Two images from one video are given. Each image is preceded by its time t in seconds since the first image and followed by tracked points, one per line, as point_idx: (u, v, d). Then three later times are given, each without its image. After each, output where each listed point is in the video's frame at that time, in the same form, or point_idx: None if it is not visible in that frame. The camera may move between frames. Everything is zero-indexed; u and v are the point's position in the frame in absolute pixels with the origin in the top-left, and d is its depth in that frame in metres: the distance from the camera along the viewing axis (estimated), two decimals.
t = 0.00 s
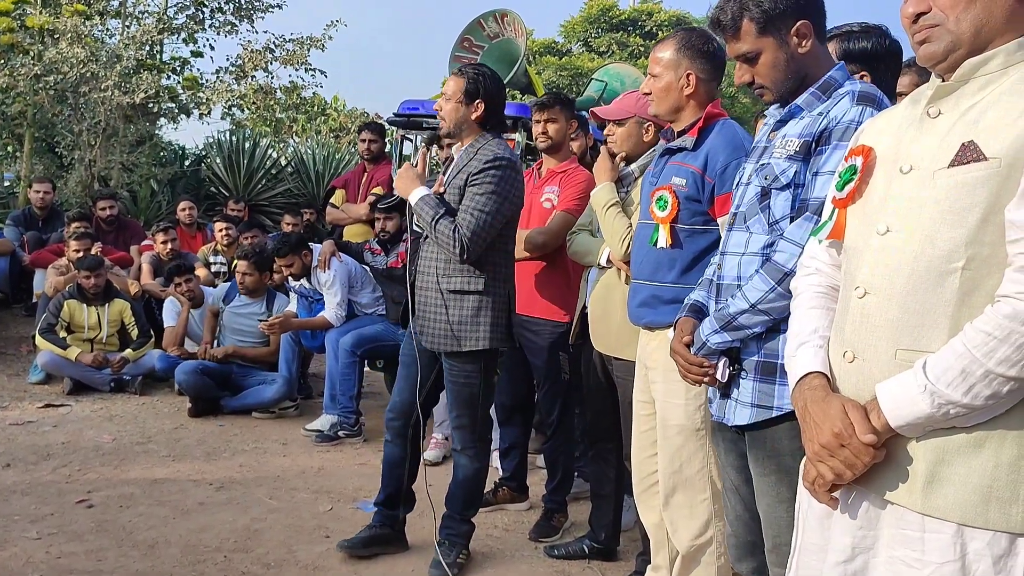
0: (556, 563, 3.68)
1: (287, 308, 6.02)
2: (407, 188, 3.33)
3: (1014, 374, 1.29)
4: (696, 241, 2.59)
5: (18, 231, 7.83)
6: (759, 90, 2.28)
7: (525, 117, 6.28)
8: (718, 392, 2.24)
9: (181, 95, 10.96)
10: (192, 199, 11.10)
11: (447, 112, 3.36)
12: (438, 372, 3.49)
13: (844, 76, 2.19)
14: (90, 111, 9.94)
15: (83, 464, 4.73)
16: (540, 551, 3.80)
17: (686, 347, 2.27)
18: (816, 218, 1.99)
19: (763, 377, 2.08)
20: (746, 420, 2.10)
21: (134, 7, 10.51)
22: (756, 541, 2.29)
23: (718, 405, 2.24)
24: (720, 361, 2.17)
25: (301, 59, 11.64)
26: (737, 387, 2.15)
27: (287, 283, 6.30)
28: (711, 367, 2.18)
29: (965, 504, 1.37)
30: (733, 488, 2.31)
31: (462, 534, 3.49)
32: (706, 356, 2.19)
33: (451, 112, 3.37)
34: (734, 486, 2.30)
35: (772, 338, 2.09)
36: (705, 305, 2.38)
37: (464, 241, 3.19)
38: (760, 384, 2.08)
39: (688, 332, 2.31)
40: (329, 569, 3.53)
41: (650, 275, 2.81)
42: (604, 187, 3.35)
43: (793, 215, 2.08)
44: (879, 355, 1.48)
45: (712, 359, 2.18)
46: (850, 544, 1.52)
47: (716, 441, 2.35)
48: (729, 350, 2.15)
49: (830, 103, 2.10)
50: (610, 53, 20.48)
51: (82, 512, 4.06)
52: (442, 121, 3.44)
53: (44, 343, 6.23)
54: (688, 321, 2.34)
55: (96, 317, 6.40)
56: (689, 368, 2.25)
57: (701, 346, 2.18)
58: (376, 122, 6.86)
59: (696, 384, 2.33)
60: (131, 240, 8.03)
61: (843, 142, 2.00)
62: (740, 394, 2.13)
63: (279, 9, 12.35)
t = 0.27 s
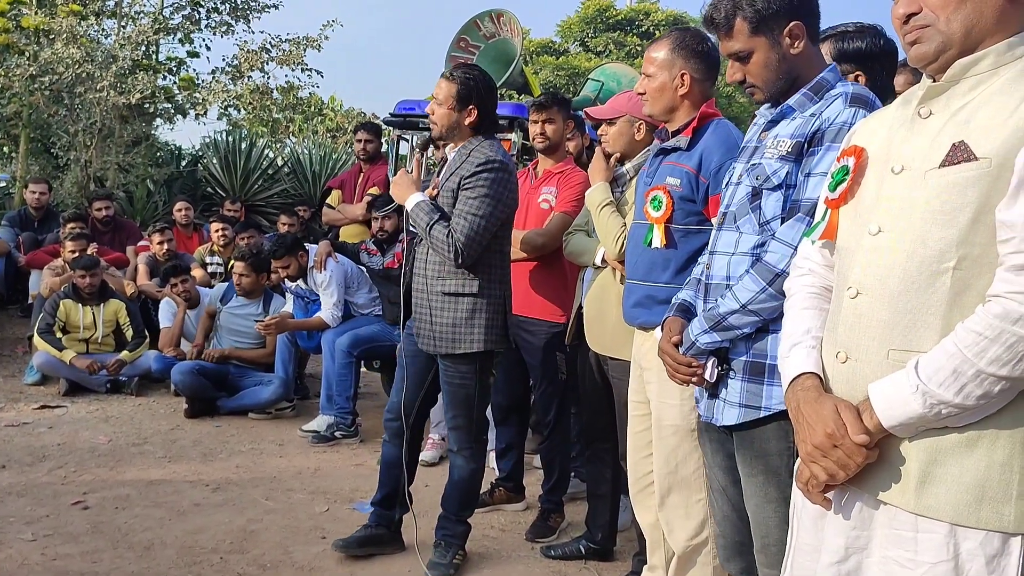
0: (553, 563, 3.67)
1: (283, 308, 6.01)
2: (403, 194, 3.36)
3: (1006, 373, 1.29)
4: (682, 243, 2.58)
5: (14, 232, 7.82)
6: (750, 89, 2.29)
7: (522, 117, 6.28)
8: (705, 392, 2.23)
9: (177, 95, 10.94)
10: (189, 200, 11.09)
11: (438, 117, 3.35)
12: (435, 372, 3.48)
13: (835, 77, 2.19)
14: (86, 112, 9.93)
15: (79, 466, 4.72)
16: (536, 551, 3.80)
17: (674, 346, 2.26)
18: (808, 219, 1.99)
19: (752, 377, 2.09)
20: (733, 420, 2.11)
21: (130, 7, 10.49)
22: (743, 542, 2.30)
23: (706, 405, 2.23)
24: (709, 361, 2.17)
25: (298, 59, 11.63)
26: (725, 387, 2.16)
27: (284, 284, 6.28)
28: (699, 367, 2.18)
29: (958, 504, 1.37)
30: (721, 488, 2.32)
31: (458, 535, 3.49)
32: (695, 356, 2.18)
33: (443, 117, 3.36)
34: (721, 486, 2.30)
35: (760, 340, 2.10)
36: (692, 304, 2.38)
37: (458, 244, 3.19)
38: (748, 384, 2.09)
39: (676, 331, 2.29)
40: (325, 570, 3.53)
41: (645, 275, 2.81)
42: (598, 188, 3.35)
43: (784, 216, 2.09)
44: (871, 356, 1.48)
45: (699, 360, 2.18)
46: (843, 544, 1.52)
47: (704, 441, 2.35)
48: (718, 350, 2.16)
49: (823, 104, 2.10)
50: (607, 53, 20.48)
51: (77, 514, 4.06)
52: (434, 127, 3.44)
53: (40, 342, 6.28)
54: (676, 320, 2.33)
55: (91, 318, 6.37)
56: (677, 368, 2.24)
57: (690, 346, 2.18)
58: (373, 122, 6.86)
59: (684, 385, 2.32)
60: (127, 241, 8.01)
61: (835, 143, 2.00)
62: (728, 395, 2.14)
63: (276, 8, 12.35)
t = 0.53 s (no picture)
0: (550, 563, 3.68)
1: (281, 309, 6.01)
2: (406, 198, 3.33)
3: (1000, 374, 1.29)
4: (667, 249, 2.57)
5: (12, 233, 7.82)
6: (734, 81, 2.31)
7: (519, 118, 6.29)
8: (694, 391, 2.24)
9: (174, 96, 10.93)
10: (187, 200, 11.09)
11: (443, 121, 3.35)
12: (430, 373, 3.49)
13: (826, 77, 2.19)
14: (84, 113, 9.92)
15: (77, 467, 4.72)
16: (534, 551, 3.81)
17: (663, 345, 2.27)
18: (801, 220, 2.00)
19: (741, 377, 2.09)
20: (721, 420, 2.12)
21: (127, 8, 10.48)
22: (736, 542, 2.31)
23: (695, 403, 2.24)
24: (699, 361, 2.18)
25: (295, 60, 11.62)
26: (715, 386, 2.16)
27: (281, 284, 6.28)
28: (688, 366, 2.19)
29: (950, 504, 1.37)
30: (712, 488, 2.32)
31: (456, 535, 3.49)
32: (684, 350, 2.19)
33: (447, 120, 3.35)
34: (714, 486, 2.30)
35: (751, 340, 2.10)
36: (681, 304, 2.38)
37: (466, 249, 3.20)
38: (737, 383, 2.10)
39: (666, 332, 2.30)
40: (322, 571, 3.53)
41: (639, 275, 2.82)
42: (594, 188, 3.35)
43: (776, 216, 2.09)
44: (864, 357, 1.48)
45: (690, 359, 2.18)
46: (837, 545, 1.52)
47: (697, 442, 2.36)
48: (708, 350, 2.16)
49: (815, 105, 2.11)
50: (605, 53, 20.48)
51: (75, 515, 4.06)
52: (436, 129, 3.42)
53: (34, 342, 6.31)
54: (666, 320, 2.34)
55: (86, 315, 6.42)
56: (666, 367, 2.24)
57: (680, 345, 2.19)
58: (370, 123, 6.86)
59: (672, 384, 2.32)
60: (125, 242, 8.00)
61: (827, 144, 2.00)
62: (718, 394, 2.15)
63: (273, 9, 12.34)
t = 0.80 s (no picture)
0: (550, 564, 3.68)
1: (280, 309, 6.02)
2: (413, 201, 3.27)
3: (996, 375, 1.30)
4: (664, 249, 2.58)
5: (10, 235, 7.82)
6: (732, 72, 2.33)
7: (518, 118, 6.30)
8: (690, 391, 2.23)
9: (173, 97, 10.93)
10: (185, 201, 11.09)
11: (453, 119, 3.34)
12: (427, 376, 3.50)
13: (823, 78, 2.19)
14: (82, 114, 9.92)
15: (76, 468, 4.72)
16: (533, 552, 3.81)
17: (658, 345, 2.27)
18: (796, 221, 2.00)
19: (736, 377, 2.09)
20: (715, 418, 2.12)
21: (126, 8, 10.48)
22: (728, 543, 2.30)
23: (690, 403, 2.24)
24: (694, 360, 2.17)
25: (293, 60, 11.62)
26: (709, 385, 2.16)
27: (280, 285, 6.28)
28: (683, 366, 2.18)
29: (946, 505, 1.37)
30: (708, 487, 2.31)
31: (455, 535, 3.49)
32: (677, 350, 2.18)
33: (458, 118, 3.35)
34: (708, 485, 2.30)
35: (744, 340, 2.10)
36: (678, 303, 2.38)
37: (480, 250, 3.22)
38: (730, 383, 2.10)
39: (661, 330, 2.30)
40: (321, 572, 3.53)
41: (637, 275, 2.82)
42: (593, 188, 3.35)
43: (769, 216, 2.10)
44: (860, 358, 1.48)
45: (684, 359, 2.18)
46: (834, 546, 1.53)
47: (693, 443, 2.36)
48: (703, 349, 2.16)
49: (810, 105, 2.11)
50: (604, 53, 20.50)
51: (74, 516, 4.06)
52: (441, 128, 3.40)
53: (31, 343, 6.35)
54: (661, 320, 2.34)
55: (83, 312, 6.50)
56: (661, 366, 2.24)
57: (674, 345, 2.19)
58: (368, 123, 6.86)
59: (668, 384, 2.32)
60: (123, 242, 8.01)
61: (821, 145, 2.01)
62: (712, 394, 2.15)
63: (272, 10, 12.34)
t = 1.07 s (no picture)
0: (549, 563, 3.68)
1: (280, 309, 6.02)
2: (424, 198, 3.27)
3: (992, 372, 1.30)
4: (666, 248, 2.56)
5: (9, 236, 7.82)
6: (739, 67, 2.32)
7: (516, 118, 6.30)
8: (691, 390, 2.24)
9: (171, 97, 10.94)
10: (184, 201, 11.08)
11: (463, 116, 3.34)
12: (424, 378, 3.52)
13: (825, 78, 2.19)
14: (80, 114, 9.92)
15: (75, 468, 4.72)
16: (532, 551, 3.81)
17: (658, 342, 2.27)
18: (796, 219, 2.00)
19: (735, 375, 2.10)
20: (717, 418, 2.12)
21: (124, 9, 10.48)
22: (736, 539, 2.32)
23: (690, 401, 2.24)
24: (693, 358, 2.17)
25: (291, 60, 11.62)
26: (709, 384, 2.17)
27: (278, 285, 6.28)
28: (683, 365, 2.18)
29: (942, 502, 1.38)
30: (710, 485, 2.32)
31: (454, 535, 3.50)
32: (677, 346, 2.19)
33: (466, 116, 3.35)
34: (712, 483, 2.31)
35: (744, 338, 2.11)
36: (678, 302, 2.37)
37: (494, 248, 3.26)
38: (731, 382, 2.10)
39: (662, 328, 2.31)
40: (320, 572, 3.54)
41: (634, 274, 2.83)
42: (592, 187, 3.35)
43: (769, 214, 2.10)
44: (857, 355, 1.49)
45: (683, 356, 2.18)
46: (831, 543, 1.53)
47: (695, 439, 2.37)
48: (702, 347, 2.17)
49: (811, 104, 2.12)
50: (602, 53, 20.52)
51: (73, 517, 4.06)
52: (447, 125, 3.38)
53: (29, 330, 6.36)
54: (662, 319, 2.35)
55: (83, 308, 6.50)
56: (661, 364, 2.24)
57: (674, 343, 2.19)
58: (367, 123, 6.86)
59: (668, 381, 2.32)
60: (122, 243, 8.01)
61: (821, 143, 2.01)
62: (712, 392, 2.15)
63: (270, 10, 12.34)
